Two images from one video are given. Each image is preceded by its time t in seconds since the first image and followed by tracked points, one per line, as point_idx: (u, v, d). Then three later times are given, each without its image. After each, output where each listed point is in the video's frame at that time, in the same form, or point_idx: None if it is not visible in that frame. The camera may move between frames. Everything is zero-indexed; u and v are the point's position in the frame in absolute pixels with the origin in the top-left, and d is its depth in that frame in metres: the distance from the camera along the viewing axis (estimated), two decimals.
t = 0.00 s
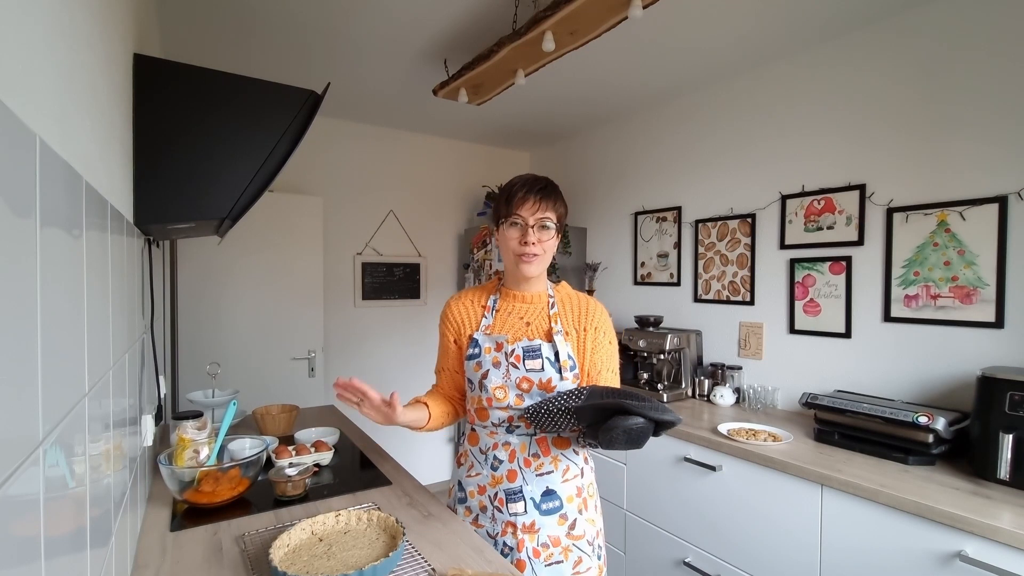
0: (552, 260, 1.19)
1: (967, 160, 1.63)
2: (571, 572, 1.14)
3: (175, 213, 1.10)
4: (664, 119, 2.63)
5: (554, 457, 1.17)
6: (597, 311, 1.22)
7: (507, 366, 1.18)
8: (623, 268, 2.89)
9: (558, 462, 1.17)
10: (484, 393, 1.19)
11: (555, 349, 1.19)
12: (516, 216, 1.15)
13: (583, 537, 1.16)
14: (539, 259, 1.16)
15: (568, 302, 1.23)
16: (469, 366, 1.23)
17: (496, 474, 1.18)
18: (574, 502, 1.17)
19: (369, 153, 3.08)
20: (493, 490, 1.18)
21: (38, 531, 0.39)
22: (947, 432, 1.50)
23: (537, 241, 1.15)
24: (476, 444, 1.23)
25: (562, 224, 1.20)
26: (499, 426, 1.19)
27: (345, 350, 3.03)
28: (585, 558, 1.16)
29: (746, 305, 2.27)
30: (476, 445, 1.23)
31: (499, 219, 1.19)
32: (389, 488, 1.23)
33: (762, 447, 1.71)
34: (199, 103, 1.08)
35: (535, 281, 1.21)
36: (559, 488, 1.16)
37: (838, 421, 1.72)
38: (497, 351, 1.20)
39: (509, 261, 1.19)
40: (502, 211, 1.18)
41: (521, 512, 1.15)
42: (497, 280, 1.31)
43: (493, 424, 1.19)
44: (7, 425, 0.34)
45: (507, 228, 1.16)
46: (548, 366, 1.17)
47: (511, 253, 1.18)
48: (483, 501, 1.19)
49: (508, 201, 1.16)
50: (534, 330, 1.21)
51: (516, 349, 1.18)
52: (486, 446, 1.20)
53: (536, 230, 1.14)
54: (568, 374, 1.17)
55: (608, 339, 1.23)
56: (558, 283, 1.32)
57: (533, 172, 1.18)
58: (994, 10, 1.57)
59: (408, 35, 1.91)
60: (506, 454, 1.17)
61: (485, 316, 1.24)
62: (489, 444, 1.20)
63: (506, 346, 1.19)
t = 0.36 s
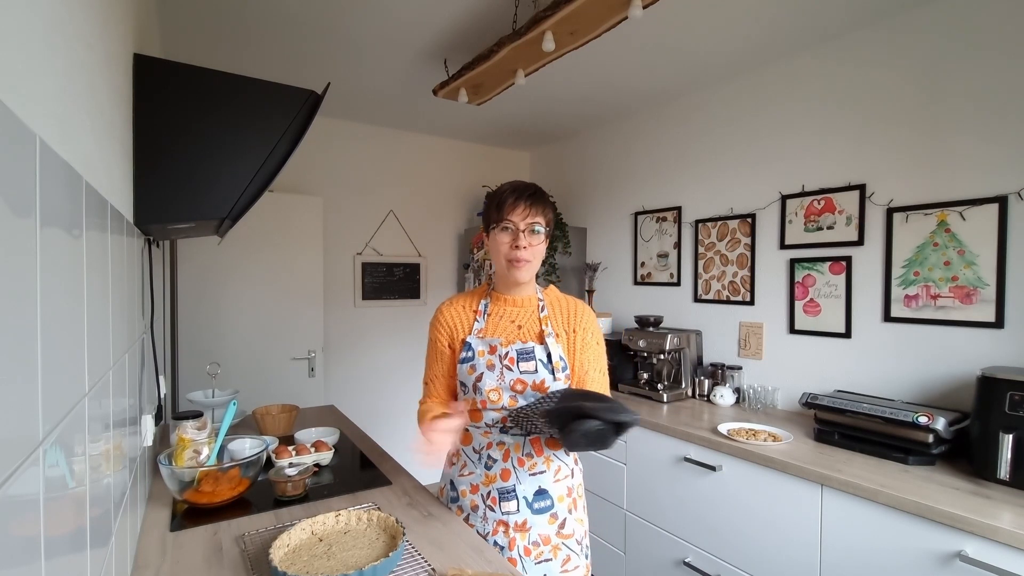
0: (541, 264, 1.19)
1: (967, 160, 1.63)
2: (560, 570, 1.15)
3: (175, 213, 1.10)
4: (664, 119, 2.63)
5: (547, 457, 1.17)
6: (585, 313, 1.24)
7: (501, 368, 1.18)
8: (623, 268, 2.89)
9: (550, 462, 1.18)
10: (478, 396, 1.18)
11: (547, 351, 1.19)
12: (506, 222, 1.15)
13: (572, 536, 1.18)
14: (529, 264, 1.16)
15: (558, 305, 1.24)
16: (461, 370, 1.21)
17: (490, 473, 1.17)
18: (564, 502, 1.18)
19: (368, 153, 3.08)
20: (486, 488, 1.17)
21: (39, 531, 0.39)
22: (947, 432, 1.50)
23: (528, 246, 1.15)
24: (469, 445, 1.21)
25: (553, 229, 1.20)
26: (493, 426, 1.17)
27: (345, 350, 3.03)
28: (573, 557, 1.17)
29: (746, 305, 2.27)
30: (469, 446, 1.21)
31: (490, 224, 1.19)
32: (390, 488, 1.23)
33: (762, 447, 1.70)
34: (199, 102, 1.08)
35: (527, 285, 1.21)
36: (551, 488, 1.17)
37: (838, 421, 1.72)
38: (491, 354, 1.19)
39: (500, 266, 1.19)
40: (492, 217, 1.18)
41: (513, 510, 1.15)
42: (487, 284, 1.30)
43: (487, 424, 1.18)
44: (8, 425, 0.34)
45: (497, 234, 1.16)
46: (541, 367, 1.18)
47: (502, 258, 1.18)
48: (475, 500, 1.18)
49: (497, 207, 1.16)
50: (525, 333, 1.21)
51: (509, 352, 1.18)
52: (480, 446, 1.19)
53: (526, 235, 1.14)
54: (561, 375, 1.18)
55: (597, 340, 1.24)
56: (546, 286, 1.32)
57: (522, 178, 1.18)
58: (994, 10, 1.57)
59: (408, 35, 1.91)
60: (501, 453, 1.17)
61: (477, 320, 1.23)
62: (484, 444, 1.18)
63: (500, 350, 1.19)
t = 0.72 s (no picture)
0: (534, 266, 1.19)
1: (967, 160, 1.63)
2: (558, 566, 1.16)
3: (174, 213, 1.10)
4: (664, 118, 2.63)
5: (544, 454, 1.17)
6: (579, 312, 1.24)
7: (497, 369, 1.18)
8: (623, 268, 2.89)
9: (547, 459, 1.18)
10: (475, 396, 1.19)
11: (542, 351, 1.19)
12: (499, 224, 1.15)
13: (569, 533, 1.18)
14: (522, 266, 1.16)
15: (552, 305, 1.24)
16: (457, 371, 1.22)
17: (487, 471, 1.17)
18: (561, 499, 1.18)
19: (368, 153, 3.08)
20: (484, 486, 1.17)
21: (38, 531, 0.39)
22: (947, 432, 1.50)
23: (521, 249, 1.15)
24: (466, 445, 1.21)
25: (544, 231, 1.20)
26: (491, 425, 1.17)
27: (345, 350, 3.03)
28: (570, 553, 1.18)
29: (746, 305, 2.27)
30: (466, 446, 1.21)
31: (483, 227, 1.19)
32: (390, 488, 1.23)
33: (762, 447, 1.70)
34: (198, 102, 1.08)
35: (520, 287, 1.21)
36: (548, 485, 1.17)
37: (838, 421, 1.72)
38: (488, 354, 1.19)
39: (493, 268, 1.18)
40: (484, 219, 1.18)
41: (511, 508, 1.15)
42: (480, 286, 1.29)
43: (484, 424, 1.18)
44: (8, 425, 0.34)
45: (489, 237, 1.16)
46: (537, 367, 1.18)
47: (495, 260, 1.17)
48: (473, 498, 1.18)
49: (490, 209, 1.16)
50: (520, 333, 1.21)
51: (506, 352, 1.18)
52: (477, 446, 1.18)
53: (520, 237, 1.14)
54: (557, 374, 1.19)
55: (591, 339, 1.24)
56: (540, 287, 1.32)
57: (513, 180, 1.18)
58: (994, 10, 1.57)
59: (408, 35, 1.91)
60: (498, 451, 1.16)
61: (472, 321, 1.22)
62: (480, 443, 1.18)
63: (496, 350, 1.19)
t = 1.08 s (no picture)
0: (531, 264, 1.18)
1: (967, 160, 1.63)
2: (557, 567, 1.16)
3: (175, 213, 1.10)
4: (664, 118, 2.63)
5: (544, 455, 1.17)
6: (578, 311, 1.25)
7: (498, 370, 1.18)
8: (623, 268, 2.89)
9: (547, 460, 1.18)
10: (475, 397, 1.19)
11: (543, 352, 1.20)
12: (494, 223, 1.15)
13: (569, 533, 1.18)
14: (519, 264, 1.15)
15: (551, 304, 1.25)
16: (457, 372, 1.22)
17: (488, 471, 1.17)
18: (561, 500, 1.18)
19: (369, 153, 3.08)
20: (484, 487, 1.17)
21: (38, 531, 0.39)
22: (947, 432, 1.50)
23: (517, 246, 1.14)
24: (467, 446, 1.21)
25: (541, 229, 1.20)
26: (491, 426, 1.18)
27: (345, 350, 3.03)
28: (570, 553, 1.18)
29: (746, 305, 2.27)
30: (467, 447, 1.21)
31: (479, 228, 1.19)
32: (390, 488, 1.23)
33: (762, 447, 1.70)
34: (198, 102, 1.08)
35: (518, 286, 1.20)
36: (548, 486, 1.17)
37: (838, 421, 1.72)
38: (488, 356, 1.20)
39: (491, 268, 1.18)
40: (480, 219, 1.18)
41: (511, 508, 1.15)
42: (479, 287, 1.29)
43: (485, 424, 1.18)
44: (8, 425, 0.34)
45: (486, 236, 1.17)
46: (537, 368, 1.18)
47: (492, 259, 1.17)
48: (473, 499, 1.18)
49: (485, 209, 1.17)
50: (521, 334, 1.21)
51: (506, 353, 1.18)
52: (477, 447, 1.18)
53: (516, 234, 1.14)
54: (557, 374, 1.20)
55: (591, 338, 1.24)
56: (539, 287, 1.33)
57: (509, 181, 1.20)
58: (994, 10, 1.57)
59: (408, 35, 1.91)
60: (498, 452, 1.16)
61: (472, 322, 1.22)
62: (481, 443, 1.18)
63: (496, 352, 1.19)
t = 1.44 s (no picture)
0: (531, 264, 1.18)
1: (967, 160, 1.63)
2: (557, 568, 1.16)
3: (174, 214, 1.10)
4: (664, 118, 2.63)
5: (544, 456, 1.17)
6: (580, 310, 1.24)
7: (498, 369, 1.18)
8: (623, 268, 2.89)
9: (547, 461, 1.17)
10: (476, 396, 1.19)
11: (545, 351, 1.19)
12: (492, 224, 1.15)
13: (569, 535, 1.18)
14: (518, 265, 1.16)
15: (554, 303, 1.24)
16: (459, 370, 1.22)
17: (487, 472, 1.17)
18: (561, 501, 1.18)
19: (369, 153, 3.08)
20: (484, 488, 1.17)
21: (39, 530, 0.39)
22: (947, 432, 1.50)
23: (516, 247, 1.15)
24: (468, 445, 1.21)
25: (541, 228, 1.20)
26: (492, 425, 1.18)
27: (345, 350, 3.03)
28: (570, 554, 1.17)
29: (746, 305, 2.27)
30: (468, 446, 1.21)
31: (478, 229, 1.19)
32: (390, 488, 1.23)
33: (762, 447, 1.70)
34: (198, 103, 1.08)
35: (518, 286, 1.21)
36: (547, 487, 1.17)
37: (838, 421, 1.72)
38: (489, 354, 1.19)
39: (491, 269, 1.19)
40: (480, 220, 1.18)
41: (511, 510, 1.15)
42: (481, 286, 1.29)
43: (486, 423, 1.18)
44: (7, 424, 0.34)
45: (485, 237, 1.17)
46: (539, 367, 1.18)
47: (492, 261, 1.18)
48: (473, 499, 1.18)
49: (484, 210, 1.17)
50: (523, 333, 1.21)
51: (507, 352, 1.18)
52: (477, 446, 1.18)
53: (514, 235, 1.14)
54: (558, 374, 1.19)
55: (594, 337, 1.24)
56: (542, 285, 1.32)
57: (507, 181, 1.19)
58: (994, 10, 1.57)
59: (408, 35, 1.91)
60: (497, 453, 1.16)
61: (474, 320, 1.22)
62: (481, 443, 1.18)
63: (497, 350, 1.19)
